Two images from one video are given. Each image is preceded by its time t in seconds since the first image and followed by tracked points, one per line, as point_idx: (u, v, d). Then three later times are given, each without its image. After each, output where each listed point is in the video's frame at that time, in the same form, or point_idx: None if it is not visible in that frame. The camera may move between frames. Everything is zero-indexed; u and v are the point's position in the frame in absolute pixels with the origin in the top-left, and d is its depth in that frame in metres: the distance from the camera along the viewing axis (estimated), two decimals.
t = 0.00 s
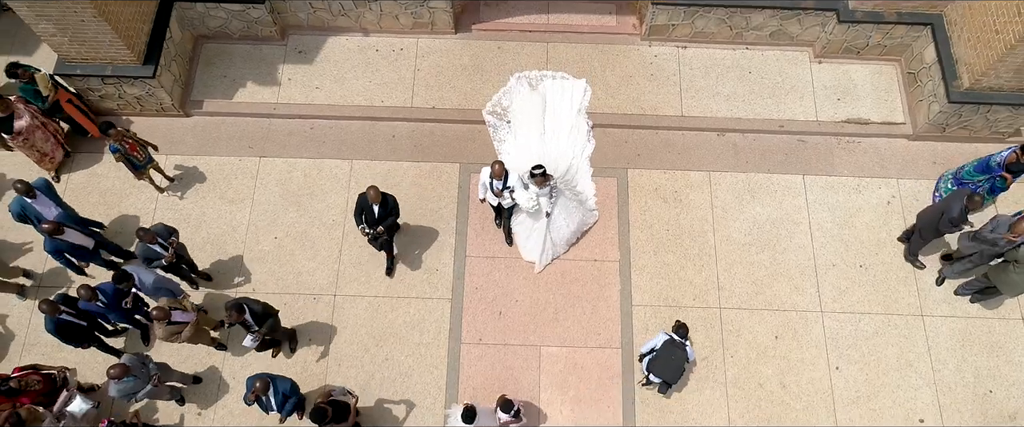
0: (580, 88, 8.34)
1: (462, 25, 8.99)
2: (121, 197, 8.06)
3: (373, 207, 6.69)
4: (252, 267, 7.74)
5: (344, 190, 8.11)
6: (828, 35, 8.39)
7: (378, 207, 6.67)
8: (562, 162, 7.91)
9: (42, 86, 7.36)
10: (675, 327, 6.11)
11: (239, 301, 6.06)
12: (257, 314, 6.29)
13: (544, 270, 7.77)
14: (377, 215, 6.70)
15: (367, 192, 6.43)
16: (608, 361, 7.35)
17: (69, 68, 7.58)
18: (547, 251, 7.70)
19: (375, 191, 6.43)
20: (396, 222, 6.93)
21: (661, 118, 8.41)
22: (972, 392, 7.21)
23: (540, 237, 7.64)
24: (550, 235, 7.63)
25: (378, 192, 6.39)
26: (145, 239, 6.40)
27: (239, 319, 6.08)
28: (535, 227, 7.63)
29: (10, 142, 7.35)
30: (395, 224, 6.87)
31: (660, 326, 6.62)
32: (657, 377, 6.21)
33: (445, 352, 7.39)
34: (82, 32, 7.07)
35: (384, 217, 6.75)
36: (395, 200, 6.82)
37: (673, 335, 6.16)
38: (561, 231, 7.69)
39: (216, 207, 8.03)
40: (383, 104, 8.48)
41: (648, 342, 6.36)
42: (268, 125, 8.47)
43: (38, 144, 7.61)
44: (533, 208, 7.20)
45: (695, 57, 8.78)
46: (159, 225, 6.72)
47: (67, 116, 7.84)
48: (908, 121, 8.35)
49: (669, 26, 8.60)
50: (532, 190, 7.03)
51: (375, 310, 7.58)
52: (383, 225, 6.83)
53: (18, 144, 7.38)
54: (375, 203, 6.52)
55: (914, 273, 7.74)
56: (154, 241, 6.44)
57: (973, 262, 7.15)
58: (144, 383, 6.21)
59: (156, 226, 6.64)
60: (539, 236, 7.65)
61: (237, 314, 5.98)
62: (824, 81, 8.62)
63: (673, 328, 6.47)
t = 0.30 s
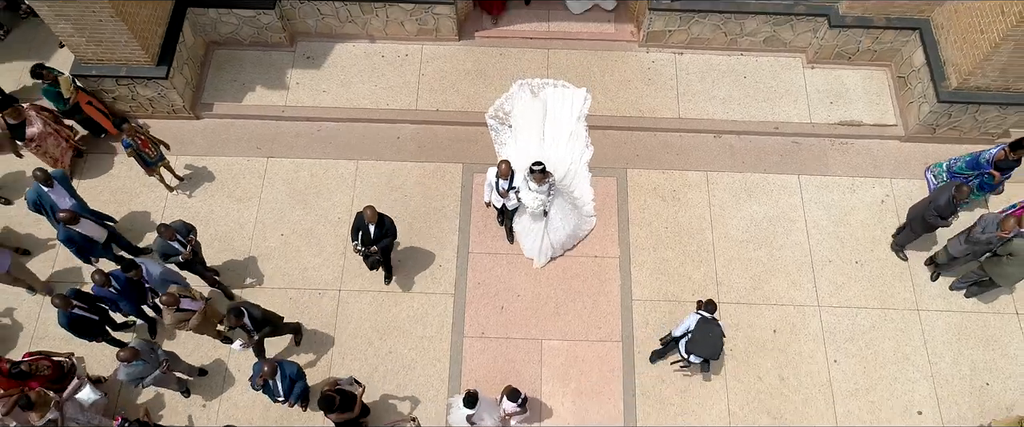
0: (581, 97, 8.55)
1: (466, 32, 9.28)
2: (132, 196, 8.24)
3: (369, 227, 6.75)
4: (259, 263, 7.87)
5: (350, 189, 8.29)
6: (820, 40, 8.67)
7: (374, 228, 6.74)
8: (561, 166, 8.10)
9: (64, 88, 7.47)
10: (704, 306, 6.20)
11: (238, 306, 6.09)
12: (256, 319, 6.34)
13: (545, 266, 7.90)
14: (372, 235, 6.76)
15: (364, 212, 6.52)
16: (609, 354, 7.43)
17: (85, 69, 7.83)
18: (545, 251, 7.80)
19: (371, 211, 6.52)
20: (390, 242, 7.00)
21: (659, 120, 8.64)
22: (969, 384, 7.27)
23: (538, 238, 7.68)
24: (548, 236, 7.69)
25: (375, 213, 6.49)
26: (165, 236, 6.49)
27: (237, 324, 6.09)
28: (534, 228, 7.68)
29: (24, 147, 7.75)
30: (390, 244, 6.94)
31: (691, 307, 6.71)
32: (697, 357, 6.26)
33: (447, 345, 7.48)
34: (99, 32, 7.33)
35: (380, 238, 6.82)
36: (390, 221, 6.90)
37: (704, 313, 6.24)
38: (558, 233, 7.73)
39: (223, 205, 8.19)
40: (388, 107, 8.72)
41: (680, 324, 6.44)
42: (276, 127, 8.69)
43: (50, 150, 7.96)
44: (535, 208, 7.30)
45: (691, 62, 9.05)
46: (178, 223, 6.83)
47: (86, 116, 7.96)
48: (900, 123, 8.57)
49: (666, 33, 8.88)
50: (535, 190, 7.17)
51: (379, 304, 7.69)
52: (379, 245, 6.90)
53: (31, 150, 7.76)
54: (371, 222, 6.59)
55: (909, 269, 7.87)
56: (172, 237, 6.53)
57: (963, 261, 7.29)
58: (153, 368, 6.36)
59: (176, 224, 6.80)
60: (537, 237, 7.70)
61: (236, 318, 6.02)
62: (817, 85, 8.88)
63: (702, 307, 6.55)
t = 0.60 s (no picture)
0: (579, 105, 8.93)
1: (467, 41, 9.56)
2: (140, 197, 8.42)
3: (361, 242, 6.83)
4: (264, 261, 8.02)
5: (354, 191, 8.47)
6: (811, 47, 8.93)
7: (365, 242, 6.81)
8: (559, 170, 8.43)
9: (85, 91, 7.58)
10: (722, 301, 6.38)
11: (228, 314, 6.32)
12: (245, 328, 6.55)
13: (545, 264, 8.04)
14: (365, 250, 6.83)
15: (355, 226, 6.59)
16: (608, 349, 7.53)
17: (98, 72, 8.07)
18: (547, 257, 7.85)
19: (363, 225, 6.59)
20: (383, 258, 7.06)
21: (656, 124, 8.87)
22: (964, 379, 7.36)
23: (536, 238, 7.94)
24: (546, 238, 7.88)
25: (366, 228, 6.57)
26: (180, 237, 6.80)
27: (227, 332, 6.35)
28: (532, 227, 7.98)
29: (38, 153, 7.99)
30: (382, 259, 7.01)
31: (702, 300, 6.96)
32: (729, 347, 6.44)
33: (449, 341, 7.57)
34: (113, 35, 7.58)
35: (372, 252, 6.89)
36: (382, 236, 6.96)
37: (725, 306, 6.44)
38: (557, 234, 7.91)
39: (230, 206, 8.37)
40: (391, 112, 8.96)
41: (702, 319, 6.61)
42: (282, 131, 8.91)
43: (63, 156, 8.17)
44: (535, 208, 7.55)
45: (686, 69, 9.31)
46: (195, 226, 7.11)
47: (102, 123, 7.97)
48: (890, 127, 8.79)
49: (661, 40, 9.15)
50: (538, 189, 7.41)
51: (382, 301, 7.81)
52: (371, 259, 6.95)
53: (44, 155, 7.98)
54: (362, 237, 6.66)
55: (903, 267, 8.01)
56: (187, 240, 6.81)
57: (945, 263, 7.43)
58: (161, 358, 6.45)
59: (193, 227, 7.06)
60: (535, 236, 7.95)
61: (225, 326, 6.24)
62: (809, 91, 9.13)
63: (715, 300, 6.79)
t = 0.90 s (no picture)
0: (577, 115, 9.14)
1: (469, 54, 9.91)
2: (150, 201, 8.65)
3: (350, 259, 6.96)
4: (270, 261, 8.21)
5: (358, 195, 8.71)
6: (801, 58, 9.26)
7: (354, 259, 6.94)
8: (556, 179, 8.59)
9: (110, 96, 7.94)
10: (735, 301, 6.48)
11: (225, 324, 6.32)
12: (242, 337, 6.56)
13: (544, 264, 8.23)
14: (354, 267, 6.97)
15: (344, 243, 6.73)
16: (607, 346, 7.67)
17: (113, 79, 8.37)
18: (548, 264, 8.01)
19: (350, 243, 6.72)
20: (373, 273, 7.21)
21: (652, 131, 9.16)
22: (957, 374, 7.49)
23: (535, 243, 7.96)
24: (545, 243, 7.94)
25: (353, 244, 6.70)
26: (195, 241, 6.91)
27: (224, 341, 6.35)
28: (531, 231, 7.98)
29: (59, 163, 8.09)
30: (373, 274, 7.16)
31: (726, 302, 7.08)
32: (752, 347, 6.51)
33: (450, 338, 7.72)
34: (130, 43, 7.90)
35: (362, 269, 7.04)
36: (371, 252, 7.11)
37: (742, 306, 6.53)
38: (555, 240, 7.99)
39: (238, 209, 8.59)
40: (396, 120, 9.25)
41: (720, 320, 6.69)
42: (289, 139, 9.18)
43: (84, 166, 8.27)
44: (535, 210, 7.62)
45: (681, 80, 9.63)
46: (211, 231, 7.21)
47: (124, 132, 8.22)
48: (879, 134, 9.07)
49: (656, 52, 9.48)
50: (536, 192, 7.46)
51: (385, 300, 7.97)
52: (361, 276, 7.12)
53: (64, 164, 8.06)
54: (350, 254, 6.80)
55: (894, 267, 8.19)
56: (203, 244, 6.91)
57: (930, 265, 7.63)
58: (168, 350, 6.57)
59: (210, 233, 7.16)
60: (534, 242, 7.99)
61: (222, 335, 6.24)
62: (800, 101, 9.43)
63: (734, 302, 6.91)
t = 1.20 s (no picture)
0: (575, 128, 9.35)
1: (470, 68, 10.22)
2: (160, 208, 8.88)
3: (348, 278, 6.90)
4: (275, 265, 8.40)
5: (362, 202, 8.94)
6: (791, 71, 9.58)
7: (352, 278, 6.87)
8: (557, 190, 8.76)
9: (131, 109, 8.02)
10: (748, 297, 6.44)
11: (227, 337, 6.34)
12: (243, 353, 6.57)
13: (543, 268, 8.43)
14: (351, 286, 6.88)
15: (341, 260, 6.72)
16: (605, 347, 7.82)
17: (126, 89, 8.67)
18: (546, 269, 8.22)
19: (349, 261, 6.74)
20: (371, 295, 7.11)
21: (648, 142, 9.43)
22: (949, 374, 7.62)
23: (539, 254, 8.11)
24: (547, 252, 8.09)
25: (351, 261, 6.69)
26: (211, 247, 7.06)
27: (224, 355, 6.35)
28: (533, 243, 8.10)
29: (78, 172, 8.10)
30: (371, 295, 7.06)
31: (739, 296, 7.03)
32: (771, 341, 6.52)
33: (451, 339, 7.87)
34: (144, 53, 8.21)
35: (360, 286, 6.95)
36: (368, 270, 7.04)
37: (755, 300, 6.52)
38: (557, 248, 8.13)
39: (245, 215, 8.81)
40: (399, 131, 9.53)
41: (735, 317, 6.63)
42: (295, 149, 9.44)
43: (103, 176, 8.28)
44: (534, 218, 7.76)
45: (676, 93, 9.94)
46: (228, 239, 7.34)
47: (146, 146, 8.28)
48: (868, 144, 9.34)
49: (652, 65, 9.80)
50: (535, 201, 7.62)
51: (388, 303, 8.14)
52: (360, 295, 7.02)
53: (85, 172, 8.10)
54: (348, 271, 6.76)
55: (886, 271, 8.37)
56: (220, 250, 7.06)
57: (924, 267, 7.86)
58: (177, 346, 6.69)
59: (228, 241, 7.31)
60: (536, 253, 8.13)
61: (224, 347, 6.26)
62: (791, 112, 9.72)
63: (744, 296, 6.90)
